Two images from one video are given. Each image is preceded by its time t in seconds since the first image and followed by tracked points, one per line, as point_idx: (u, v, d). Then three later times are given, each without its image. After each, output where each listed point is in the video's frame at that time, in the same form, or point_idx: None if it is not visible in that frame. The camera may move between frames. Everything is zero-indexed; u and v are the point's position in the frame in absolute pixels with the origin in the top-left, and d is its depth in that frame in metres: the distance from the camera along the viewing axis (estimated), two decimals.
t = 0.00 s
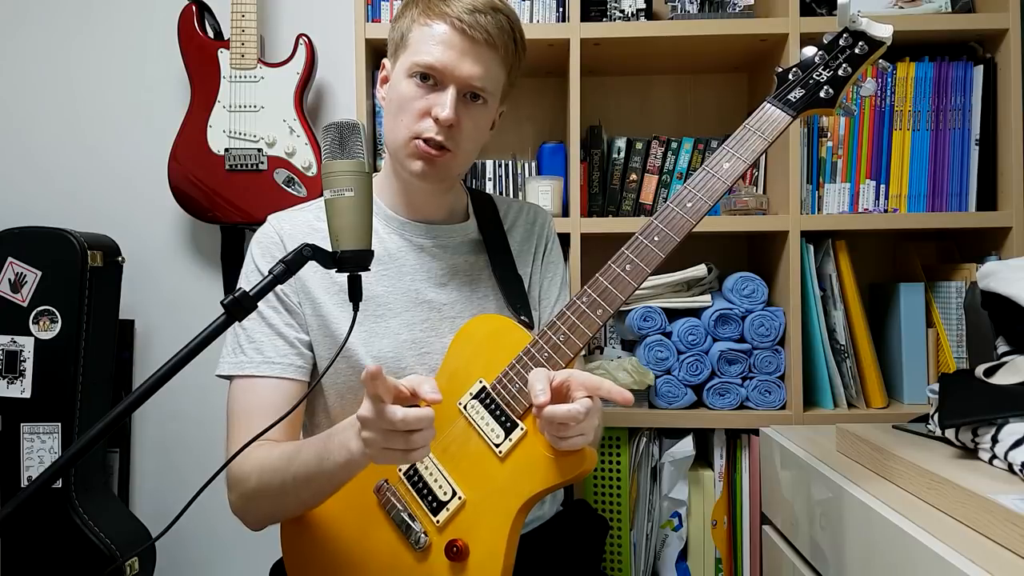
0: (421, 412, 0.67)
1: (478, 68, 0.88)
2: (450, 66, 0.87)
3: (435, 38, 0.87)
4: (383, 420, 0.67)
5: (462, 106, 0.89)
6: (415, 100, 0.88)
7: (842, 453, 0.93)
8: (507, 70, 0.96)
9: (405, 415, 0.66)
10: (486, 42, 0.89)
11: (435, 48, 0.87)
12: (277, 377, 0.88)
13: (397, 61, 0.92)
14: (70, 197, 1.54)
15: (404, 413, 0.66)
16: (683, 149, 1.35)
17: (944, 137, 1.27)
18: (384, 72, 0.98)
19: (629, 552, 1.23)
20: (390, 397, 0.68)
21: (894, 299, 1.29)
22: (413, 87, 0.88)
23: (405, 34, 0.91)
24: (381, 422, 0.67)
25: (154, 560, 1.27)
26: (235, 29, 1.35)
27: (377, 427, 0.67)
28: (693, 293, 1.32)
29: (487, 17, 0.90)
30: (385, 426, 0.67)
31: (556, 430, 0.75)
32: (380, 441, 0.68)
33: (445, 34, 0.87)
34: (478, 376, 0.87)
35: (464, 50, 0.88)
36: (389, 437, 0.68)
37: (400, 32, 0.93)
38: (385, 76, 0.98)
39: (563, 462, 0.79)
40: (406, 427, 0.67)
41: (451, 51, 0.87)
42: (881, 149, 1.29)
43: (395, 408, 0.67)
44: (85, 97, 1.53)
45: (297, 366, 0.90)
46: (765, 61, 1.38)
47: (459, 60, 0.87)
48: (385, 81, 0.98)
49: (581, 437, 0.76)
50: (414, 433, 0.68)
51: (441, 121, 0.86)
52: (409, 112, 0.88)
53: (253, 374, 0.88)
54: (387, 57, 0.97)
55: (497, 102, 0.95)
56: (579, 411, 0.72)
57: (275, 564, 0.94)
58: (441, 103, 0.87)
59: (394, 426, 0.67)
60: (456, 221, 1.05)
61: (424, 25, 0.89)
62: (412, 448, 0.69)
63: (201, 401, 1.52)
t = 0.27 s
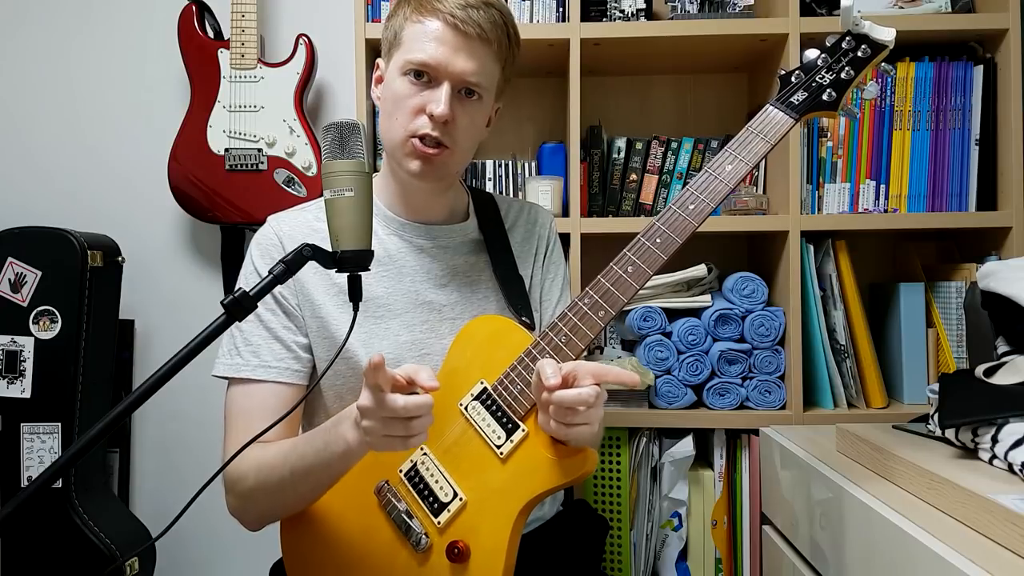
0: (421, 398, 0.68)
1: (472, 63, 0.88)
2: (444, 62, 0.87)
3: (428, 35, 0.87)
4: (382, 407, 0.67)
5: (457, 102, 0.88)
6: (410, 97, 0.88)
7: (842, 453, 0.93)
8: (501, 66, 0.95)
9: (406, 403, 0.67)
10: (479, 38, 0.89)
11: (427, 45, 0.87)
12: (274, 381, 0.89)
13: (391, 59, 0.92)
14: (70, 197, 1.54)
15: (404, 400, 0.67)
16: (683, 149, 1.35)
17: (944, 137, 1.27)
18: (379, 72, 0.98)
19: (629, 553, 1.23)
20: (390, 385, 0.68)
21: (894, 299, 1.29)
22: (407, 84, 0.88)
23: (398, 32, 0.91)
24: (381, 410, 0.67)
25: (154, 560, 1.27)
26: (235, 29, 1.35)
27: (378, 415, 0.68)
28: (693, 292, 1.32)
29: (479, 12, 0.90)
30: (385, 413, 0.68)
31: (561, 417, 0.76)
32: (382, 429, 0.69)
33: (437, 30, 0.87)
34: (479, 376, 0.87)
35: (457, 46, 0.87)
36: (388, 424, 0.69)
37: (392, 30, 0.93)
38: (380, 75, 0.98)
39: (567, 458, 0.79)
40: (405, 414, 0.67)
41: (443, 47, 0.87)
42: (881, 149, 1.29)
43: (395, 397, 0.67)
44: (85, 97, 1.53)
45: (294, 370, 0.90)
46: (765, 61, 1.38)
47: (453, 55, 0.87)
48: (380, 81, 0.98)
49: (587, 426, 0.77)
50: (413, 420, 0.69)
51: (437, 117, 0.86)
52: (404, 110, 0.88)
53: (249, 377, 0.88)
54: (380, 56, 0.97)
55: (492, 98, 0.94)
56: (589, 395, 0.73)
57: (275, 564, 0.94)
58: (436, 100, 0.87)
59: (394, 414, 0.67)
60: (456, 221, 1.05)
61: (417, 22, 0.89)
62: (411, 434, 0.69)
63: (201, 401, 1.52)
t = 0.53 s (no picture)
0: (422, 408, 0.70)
1: (471, 64, 0.88)
2: (443, 63, 0.87)
3: (427, 35, 0.87)
4: (385, 414, 0.70)
5: (456, 102, 0.88)
6: (409, 97, 0.88)
7: (842, 454, 0.93)
8: (501, 66, 0.95)
9: (408, 411, 0.69)
10: (478, 38, 0.89)
11: (427, 45, 0.87)
12: (266, 387, 0.89)
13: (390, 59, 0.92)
14: (70, 197, 1.54)
15: (406, 409, 0.69)
16: (684, 149, 1.35)
17: (944, 137, 1.27)
18: (378, 71, 0.98)
19: (629, 552, 1.23)
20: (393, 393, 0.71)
21: (895, 299, 1.29)
22: (406, 84, 0.88)
23: (398, 32, 0.91)
24: (383, 416, 0.70)
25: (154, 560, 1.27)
26: (235, 29, 1.35)
27: (381, 421, 0.70)
28: (693, 293, 1.32)
29: (478, 12, 0.90)
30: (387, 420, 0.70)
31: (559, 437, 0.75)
32: (384, 436, 0.71)
33: (437, 30, 0.87)
34: (487, 380, 0.87)
35: (456, 47, 0.87)
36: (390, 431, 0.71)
37: (392, 30, 0.93)
38: (379, 75, 0.98)
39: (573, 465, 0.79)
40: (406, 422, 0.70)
41: (443, 47, 0.87)
42: (881, 149, 1.29)
43: (398, 405, 0.70)
44: (85, 96, 1.53)
45: (287, 377, 0.90)
46: (765, 61, 1.38)
47: (452, 56, 0.87)
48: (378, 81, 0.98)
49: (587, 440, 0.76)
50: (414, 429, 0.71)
51: (435, 118, 0.86)
52: (403, 110, 0.88)
53: (241, 383, 0.88)
54: (380, 56, 0.97)
55: (491, 98, 0.94)
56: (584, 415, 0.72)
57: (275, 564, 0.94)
58: (435, 100, 0.87)
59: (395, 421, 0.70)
60: (456, 222, 1.05)
61: (416, 22, 0.89)
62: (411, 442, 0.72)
63: (201, 401, 1.52)
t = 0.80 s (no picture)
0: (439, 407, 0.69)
1: (468, 63, 0.88)
2: (441, 61, 0.87)
3: (424, 34, 0.87)
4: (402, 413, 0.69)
5: (454, 101, 0.88)
6: (406, 96, 0.88)
7: (842, 453, 0.93)
8: (498, 65, 0.95)
9: (425, 410, 0.68)
10: (476, 37, 0.89)
11: (424, 44, 0.87)
12: (267, 385, 0.89)
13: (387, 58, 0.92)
14: (69, 197, 1.54)
15: (422, 408, 0.69)
16: (683, 149, 1.35)
17: (944, 137, 1.27)
18: (375, 71, 0.98)
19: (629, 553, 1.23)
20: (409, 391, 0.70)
21: (894, 299, 1.29)
22: (404, 84, 0.88)
23: (395, 31, 0.91)
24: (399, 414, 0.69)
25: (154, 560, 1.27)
26: (235, 29, 1.35)
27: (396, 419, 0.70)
28: (693, 293, 1.31)
29: (476, 11, 0.90)
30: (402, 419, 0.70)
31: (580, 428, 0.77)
32: (400, 434, 0.71)
33: (434, 29, 0.87)
34: (500, 385, 0.87)
35: (454, 45, 0.88)
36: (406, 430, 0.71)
37: (389, 30, 0.93)
38: (376, 75, 0.98)
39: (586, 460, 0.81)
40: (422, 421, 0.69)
41: (440, 46, 0.87)
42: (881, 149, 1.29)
43: (416, 404, 0.69)
44: (85, 96, 1.53)
45: (287, 376, 0.90)
46: (765, 61, 1.38)
47: (449, 55, 0.87)
48: (376, 81, 0.98)
49: (604, 431, 0.77)
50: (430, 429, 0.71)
51: (434, 117, 0.86)
52: (400, 109, 0.88)
53: (241, 381, 0.88)
54: (377, 56, 0.97)
55: (489, 97, 0.95)
56: (606, 407, 0.72)
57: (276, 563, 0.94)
58: (432, 99, 0.87)
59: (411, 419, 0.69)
60: (457, 220, 1.05)
61: (413, 21, 0.89)
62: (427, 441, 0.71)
63: (201, 401, 1.52)
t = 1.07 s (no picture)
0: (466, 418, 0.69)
1: (471, 67, 0.88)
2: (444, 66, 0.87)
3: (428, 39, 0.87)
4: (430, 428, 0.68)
5: (457, 106, 0.89)
6: (409, 101, 0.88)
7: (842, 453, 0.93)
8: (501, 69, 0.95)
9: (455, 424, 0.68)
10: (479, 41, 0.89)
11: (427, 49, 0.87)
12: (271, 378, 0.88)
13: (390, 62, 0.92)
14: (69, 197, 1.55)
15: (452, 422, 0.68)
16: (683, 149, 1.35)
17: (944, 137, 1.27)
18: (378, 73, 0.98)
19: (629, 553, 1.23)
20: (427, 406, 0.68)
21: (895, 299, 1.29)
22: (407, 88, 0.88)
23: (398, 35, 0.91)
24: (426, 430, 0.68)
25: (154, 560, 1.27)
26: (235, 29, 1.35)
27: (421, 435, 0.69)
28: (693, 293, 1.31)
29: (479, 15, 0.90)
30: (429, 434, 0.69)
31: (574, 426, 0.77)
32: (424, 449, 0.70)
33: (437, 34, 0.87)
34: (494, 383, 0.87)
35: (457, 50, 0.87)
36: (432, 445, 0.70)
37: (392, 33, 0.93)
38: (379, 77, 0.98)
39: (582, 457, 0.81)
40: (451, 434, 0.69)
41: (443, 51, 0.87)
42: (881, 149, 1.29)
43: (443, 419, 0.68)
44: (85, 96, 1.53)
45: (292, 368, 0.90)
46: (765, 61, 1.38)
47: (452, 59, 0.87)
48: (378, 83, 0.98)
49: (599, 428, 0.78)
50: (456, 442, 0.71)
51: (436, 121, 0.86)
52: (404, 113, 0.88)
53: (247, 375, 0.88)
54: (380, 58, 0.97)
55: (492, 100, 0.95)
56: (601, 407, 0.72)
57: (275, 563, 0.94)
58: (435, 104, 0.87)
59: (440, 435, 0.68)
60: (459, 218, 1.05)
61: (417, 25, 0.89)
62: (454, 454, 0.71)
63: (201, 401, 1.52)
